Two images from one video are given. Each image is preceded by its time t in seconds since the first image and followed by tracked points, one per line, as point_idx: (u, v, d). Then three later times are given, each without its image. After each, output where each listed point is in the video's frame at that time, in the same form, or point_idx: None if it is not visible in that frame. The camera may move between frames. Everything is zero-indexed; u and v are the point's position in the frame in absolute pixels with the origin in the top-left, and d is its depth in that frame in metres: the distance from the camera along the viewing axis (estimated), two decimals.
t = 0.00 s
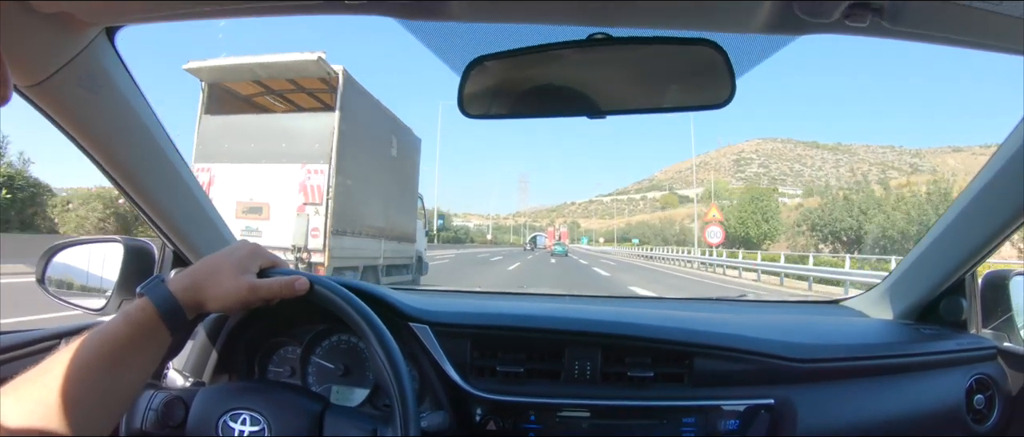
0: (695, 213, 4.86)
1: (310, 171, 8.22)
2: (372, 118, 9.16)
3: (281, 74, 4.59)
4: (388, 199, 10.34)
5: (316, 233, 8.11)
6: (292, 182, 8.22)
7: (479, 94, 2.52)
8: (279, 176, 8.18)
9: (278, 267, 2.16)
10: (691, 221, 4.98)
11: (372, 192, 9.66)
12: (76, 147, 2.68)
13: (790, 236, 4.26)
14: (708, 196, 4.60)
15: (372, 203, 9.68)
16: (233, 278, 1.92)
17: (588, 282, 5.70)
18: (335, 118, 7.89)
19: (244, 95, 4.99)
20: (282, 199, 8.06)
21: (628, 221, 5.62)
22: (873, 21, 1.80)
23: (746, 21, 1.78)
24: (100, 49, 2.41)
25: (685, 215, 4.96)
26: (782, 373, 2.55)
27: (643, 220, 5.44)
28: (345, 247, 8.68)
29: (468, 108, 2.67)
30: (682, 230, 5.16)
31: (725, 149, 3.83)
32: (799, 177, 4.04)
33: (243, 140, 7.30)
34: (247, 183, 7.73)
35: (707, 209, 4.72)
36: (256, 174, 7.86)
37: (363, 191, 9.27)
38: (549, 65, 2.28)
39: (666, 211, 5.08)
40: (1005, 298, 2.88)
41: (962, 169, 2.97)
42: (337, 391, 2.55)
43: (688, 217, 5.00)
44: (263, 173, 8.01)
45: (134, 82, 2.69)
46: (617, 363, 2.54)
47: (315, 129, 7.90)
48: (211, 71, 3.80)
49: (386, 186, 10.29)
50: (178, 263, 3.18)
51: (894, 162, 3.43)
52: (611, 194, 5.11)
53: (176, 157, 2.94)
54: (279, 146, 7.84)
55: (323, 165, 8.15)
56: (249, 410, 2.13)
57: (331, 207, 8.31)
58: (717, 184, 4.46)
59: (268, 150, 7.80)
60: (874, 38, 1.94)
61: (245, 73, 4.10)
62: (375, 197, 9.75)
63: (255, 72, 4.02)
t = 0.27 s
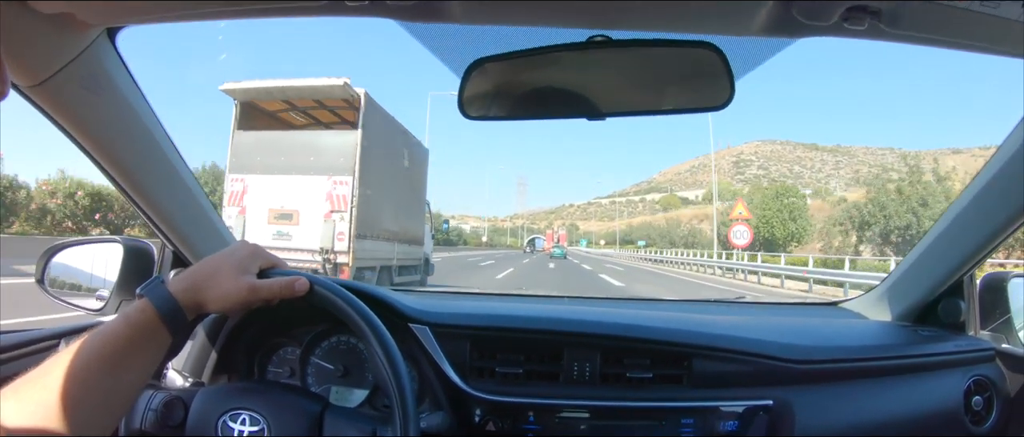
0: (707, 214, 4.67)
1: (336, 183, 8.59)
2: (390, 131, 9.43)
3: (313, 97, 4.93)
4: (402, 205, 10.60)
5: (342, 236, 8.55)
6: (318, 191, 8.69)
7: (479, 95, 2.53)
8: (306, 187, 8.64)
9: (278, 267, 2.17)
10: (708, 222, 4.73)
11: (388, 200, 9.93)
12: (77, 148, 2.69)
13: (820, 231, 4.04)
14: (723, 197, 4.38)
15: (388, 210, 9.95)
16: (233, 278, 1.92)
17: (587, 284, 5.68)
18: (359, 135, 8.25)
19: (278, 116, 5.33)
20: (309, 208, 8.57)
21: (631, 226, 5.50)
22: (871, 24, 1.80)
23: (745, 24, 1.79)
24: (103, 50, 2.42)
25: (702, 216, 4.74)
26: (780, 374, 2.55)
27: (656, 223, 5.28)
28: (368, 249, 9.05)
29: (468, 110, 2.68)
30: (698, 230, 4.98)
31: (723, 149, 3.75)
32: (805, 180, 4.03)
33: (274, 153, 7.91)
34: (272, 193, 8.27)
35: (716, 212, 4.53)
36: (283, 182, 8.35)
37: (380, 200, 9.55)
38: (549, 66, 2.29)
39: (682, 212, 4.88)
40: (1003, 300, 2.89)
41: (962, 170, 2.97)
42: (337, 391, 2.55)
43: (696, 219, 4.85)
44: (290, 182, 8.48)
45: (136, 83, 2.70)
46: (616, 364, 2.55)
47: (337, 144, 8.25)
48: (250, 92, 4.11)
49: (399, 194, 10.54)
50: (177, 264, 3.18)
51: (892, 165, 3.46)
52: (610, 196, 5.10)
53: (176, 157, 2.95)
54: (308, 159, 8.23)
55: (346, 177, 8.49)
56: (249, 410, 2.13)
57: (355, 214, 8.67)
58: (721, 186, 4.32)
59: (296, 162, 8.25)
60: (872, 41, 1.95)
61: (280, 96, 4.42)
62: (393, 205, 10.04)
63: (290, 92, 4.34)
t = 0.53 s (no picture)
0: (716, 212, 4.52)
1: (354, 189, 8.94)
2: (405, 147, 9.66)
3: (334, 112, 5.20)
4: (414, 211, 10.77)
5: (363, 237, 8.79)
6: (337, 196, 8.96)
7: (479, 94, 2.52)
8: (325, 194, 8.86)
9: (278, 266, 2.16)
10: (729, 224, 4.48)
11: (401, 206, 10.18)
12: (76, 146, 2.68)
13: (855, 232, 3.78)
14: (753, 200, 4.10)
15: (401, 216, 10.15)
16: (233, 278, 1.91)
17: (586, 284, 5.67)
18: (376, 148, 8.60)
19: (299, 130, 5.57)
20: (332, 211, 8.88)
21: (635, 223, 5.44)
22: (872, 21, 1.80)
23: (746, 21, 1.79)
24: (102, 49, 2.42)
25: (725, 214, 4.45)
26: (781, 374, 2.55)
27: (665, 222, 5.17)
28: (385, 249, 9.20)
29: (468, 108, 2.67)
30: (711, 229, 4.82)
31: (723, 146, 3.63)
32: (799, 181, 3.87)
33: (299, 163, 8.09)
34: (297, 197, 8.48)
35: (726, 210, 4.37)
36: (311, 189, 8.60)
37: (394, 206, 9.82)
38: (549, 65, 2.28)
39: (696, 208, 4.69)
40: (1004, 298, 2.88)
41: (963, 169, 2.96)
42: (336, 391, 2.55)
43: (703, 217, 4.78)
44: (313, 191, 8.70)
45: (135, 82, 2.70)
46: (616, 364, 2.55)
47: (356, 156, 8.60)
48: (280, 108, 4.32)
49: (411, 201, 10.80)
50: (177, 264, 3.18)
51: (894, 164, 3.45)
52: (609, 196, 5.08)
53: (174, 156, 2.95)
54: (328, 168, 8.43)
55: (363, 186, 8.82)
56: (249, 410, 2.13)
57: (373, 220, 9.01)
58: (726, 184, 4.19)
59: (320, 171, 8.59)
60: (873, 38, 1.95)
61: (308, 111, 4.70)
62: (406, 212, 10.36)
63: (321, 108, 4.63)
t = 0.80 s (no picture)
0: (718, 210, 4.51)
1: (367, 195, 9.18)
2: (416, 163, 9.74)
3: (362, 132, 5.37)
4: (422, 213, 10.78)
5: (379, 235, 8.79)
6: (357, 200, 9.69)
7: (481, 91, 2.52)
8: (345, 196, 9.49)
9: (280, 263, 2.16)
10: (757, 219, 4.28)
11: (410, 208, 10.37)
12: (77, 143, 2.68)
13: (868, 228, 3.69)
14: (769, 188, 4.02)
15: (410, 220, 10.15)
16: (237, 274, 1.90)
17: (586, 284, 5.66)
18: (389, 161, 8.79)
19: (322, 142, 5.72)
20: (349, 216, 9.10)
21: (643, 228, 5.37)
22: (875, 18, 1.80)
23: (749, 18, 1.78)
24: (103, 45, 2.41)
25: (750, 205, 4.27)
26: (783, 371, 2.55)
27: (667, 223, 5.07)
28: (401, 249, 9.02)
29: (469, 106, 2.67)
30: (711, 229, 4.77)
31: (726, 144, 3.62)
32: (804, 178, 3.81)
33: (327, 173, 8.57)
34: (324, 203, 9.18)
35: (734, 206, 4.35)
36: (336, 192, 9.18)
37: (403, 209, 10.05)
38: (552, 62, 2.28)
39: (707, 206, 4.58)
40: (1002, 297, 2.89)
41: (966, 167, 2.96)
42: (338, 389, 2.55)
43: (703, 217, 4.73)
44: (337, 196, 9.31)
45: (135, 79, 2.69)
46: (618, 361, 2.54)
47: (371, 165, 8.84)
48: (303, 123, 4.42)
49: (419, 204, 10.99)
50: (178, 262, 3.19)
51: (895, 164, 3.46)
52: (609, 195, 5.08)
53: (175, 153, 2.94)
54: (347, 175, 9.04)
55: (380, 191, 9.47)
56: (250, 407, 2.13)
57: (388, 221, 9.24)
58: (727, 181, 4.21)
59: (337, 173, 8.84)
60: (876, 35, 1.94)
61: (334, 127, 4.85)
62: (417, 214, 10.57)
63: (342, 123, 4.72)
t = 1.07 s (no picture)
0: (719, 209, 4.47)
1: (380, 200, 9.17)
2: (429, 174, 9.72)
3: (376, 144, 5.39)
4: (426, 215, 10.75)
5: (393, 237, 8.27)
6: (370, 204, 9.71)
7: (480, 89, 2.51)
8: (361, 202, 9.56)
9: (278, 261, 2.15)
10: (772, 215, 4.16)
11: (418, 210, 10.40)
12: (75, 141, 2.67)
13: (878, 224, 3.61)
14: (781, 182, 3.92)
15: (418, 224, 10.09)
16: (235, 273, 1.89)
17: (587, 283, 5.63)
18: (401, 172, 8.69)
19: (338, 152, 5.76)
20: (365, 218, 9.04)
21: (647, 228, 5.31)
22: (874, 14, 1.79)
23: (748, 14, 1.77)
24: (101, 43, 2.41)
25: (766, 200, 4.14)
26: (783, 369, 2.54)
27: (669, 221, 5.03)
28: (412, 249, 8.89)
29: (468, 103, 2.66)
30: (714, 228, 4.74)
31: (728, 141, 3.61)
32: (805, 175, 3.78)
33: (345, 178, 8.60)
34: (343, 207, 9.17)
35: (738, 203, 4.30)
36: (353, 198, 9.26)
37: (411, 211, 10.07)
38: (550, 59, 2.27)
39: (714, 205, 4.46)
40: (1006, 294, 2.91)
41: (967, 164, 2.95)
42: (337, 387, 2.51)
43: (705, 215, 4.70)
44: (352, 201, 9.38)
45: (134, 77, 2.68)
46: (617, 359, 2.54)
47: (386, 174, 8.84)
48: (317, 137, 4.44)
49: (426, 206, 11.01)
50: (178, 261, 3.19)
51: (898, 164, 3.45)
52: (610, 194, 5.06)
53: (175, 151, 2.94)
54: (363, 180, 8.95)
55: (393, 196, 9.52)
56: (248, 405, 2.12)
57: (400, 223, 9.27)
58: (727, 178, 4.18)
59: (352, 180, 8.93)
60: (875, 31, 1.94)
61: (348, 137, 4.85)
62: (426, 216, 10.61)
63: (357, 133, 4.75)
